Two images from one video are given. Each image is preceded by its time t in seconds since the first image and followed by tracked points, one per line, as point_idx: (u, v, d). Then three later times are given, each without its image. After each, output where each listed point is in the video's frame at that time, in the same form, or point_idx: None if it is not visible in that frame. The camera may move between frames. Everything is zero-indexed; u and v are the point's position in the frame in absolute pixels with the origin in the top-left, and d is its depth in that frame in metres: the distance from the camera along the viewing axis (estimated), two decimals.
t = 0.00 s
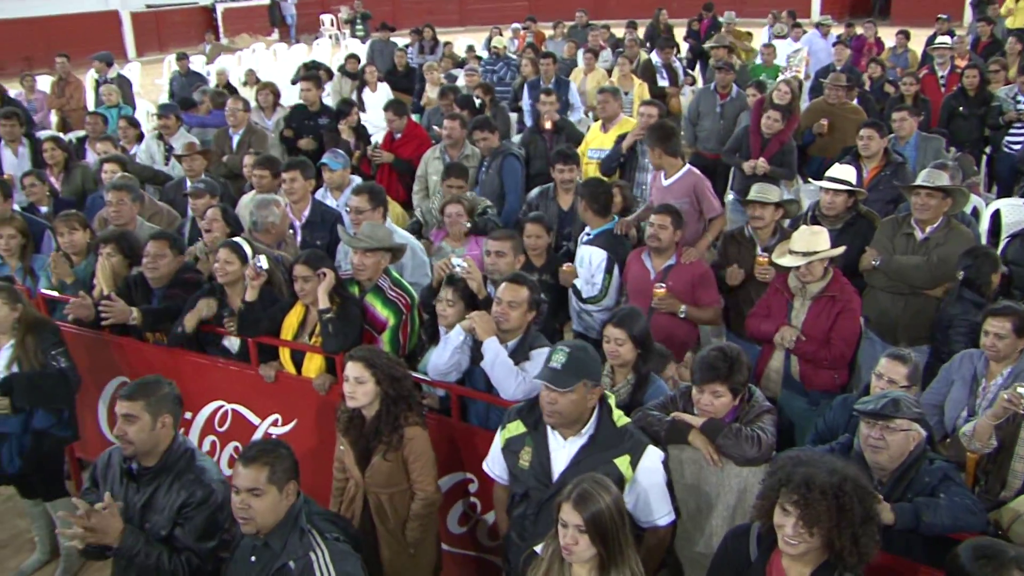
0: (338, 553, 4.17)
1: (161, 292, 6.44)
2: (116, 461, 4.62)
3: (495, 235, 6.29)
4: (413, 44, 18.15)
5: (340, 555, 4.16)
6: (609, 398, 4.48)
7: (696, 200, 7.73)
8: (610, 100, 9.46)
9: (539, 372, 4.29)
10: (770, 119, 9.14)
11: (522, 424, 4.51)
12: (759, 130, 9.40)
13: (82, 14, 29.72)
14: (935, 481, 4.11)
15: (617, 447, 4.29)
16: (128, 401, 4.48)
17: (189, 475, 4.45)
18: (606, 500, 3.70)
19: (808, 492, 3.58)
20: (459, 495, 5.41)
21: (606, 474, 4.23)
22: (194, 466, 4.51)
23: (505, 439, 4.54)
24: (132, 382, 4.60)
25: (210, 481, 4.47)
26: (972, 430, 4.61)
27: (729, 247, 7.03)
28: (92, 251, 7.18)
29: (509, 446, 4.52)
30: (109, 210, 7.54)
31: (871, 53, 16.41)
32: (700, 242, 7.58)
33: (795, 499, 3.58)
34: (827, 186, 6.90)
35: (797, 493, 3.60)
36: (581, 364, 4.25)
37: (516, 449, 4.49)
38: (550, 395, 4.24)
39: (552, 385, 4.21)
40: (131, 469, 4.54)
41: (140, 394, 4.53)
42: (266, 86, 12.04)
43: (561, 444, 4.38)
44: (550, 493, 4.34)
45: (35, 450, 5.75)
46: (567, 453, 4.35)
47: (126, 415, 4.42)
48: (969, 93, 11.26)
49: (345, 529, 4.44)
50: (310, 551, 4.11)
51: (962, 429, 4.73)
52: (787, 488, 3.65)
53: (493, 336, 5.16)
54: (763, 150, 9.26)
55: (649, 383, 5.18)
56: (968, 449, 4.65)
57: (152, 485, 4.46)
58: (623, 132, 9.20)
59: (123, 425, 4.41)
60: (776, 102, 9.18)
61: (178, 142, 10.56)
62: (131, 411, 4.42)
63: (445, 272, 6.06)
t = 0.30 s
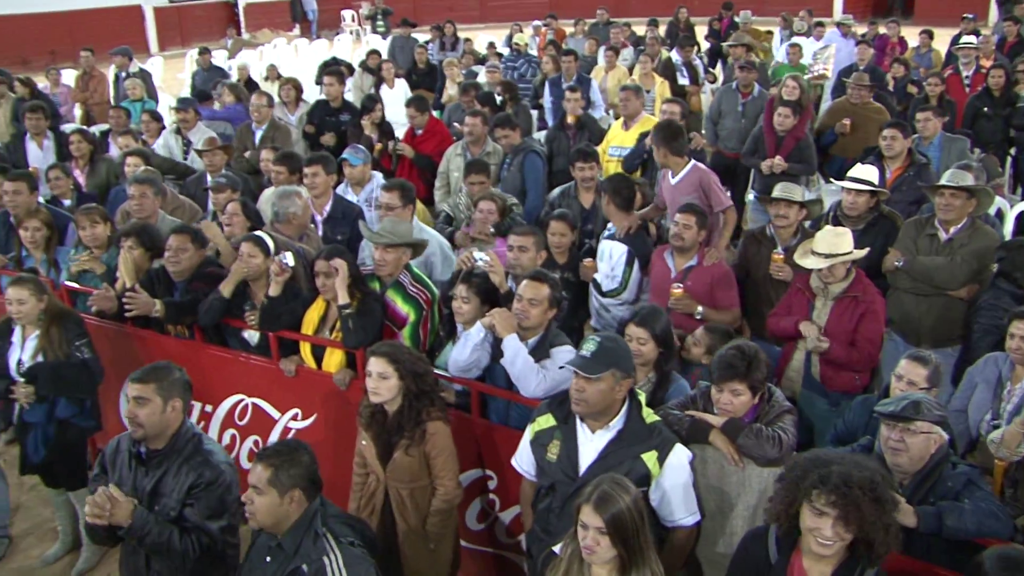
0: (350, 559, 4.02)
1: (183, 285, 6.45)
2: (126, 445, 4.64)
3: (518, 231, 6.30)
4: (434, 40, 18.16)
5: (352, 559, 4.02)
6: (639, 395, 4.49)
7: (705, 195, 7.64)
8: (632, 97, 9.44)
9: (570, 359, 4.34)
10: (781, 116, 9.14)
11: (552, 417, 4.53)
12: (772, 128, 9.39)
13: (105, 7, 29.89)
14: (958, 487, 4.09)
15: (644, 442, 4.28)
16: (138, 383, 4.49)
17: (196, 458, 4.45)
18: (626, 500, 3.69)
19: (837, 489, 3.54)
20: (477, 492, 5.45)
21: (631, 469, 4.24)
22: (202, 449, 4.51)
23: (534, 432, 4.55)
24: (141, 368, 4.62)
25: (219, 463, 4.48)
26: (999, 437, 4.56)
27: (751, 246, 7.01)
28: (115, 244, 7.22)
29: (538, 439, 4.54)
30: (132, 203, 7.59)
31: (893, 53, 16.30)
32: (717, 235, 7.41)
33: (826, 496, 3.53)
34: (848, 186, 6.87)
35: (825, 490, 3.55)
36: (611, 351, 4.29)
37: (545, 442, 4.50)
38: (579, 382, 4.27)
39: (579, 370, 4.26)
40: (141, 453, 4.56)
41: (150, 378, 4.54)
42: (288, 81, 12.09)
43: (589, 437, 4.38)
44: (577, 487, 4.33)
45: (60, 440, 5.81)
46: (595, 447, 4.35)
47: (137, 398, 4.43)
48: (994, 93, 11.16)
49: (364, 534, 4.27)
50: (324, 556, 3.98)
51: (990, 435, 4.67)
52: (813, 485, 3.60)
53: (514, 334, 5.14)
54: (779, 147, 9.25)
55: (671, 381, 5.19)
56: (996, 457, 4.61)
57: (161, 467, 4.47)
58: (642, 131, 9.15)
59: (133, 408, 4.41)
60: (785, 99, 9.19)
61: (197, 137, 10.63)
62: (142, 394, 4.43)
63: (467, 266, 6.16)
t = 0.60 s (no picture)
0: (361, 568, 3.78)
1: (211, 277, 6.49)
2: (133, 431, 4.60)
3: (544, 227, 6.28)
4: (461, 37, 18.16)
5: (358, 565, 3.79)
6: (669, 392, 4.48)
7: (708, 195, 7.50)
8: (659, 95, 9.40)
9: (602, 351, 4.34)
10: (791, 115, 9.11)
11: (582, 412, 4.52)
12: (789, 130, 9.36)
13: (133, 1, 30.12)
14: (988, 492, 4.03)
15: (674, 439, 4.27)
16: (146, 370, 4.46)
17: (200, 444, 4.40)
18: (650, 500, 3.66)
19: (873, 489, 3.49)
20: (501, 488, 5.47)
21: (659, 466, 4.22)
22: (205, 436, 4.46)
23: (564, 427, 4.54)
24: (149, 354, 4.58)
25: (221, 449, 4.42)
26: None
27: (777, 245, 6.96)
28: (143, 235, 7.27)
29: (568, 432, 4.53)
30: (160, 195, 7.65)
31: (924, 52, 16.13)
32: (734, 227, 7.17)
33: (863, 496, 3.48)
34: (879, 187, 6.80)
35: (860, 489, 3.50)
36: (643, 345, 4.30)
37: (574, 437, 4.49)
38: (610, 374, 4.27)
39: (611, 361, 4.26)
40: (146, 438, 4.52)
41: (160, 364, 4.51)
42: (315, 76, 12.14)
43: (618, 432, 4.36)
44: (606, 482, 4.31)
45: (90, 430, 5.89)
46: (624, 442, 4.33)
47: (144, 384, 4.39)
48: None
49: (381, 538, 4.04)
50: (332, 558, 3.78)
51: None
52: (846, 483, 3.54)
53: (540, 330, 5.13)
54: (797, 144, 9.19)
55: (698, 379, 5.19)
56: None
57: (165, 453, 4.42)
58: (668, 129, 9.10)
59: (139, 395, 4.37)
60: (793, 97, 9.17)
61: (226, 130, 10.74)
62: (149, 380, 4.39)
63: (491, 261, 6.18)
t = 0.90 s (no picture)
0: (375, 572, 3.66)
1: (242, 274, 6.53)
2: (163, 426, 4.62)
3: (572, 223, 6.25)
4: (488, 33, 18.15)
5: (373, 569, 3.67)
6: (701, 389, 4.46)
7: (725, 189, 7.31)
8: (689, 91, 9.36)
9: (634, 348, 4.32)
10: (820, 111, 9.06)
11: (614, 408, 4.51)
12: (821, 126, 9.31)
13: None
14: None
15: (705, 435, 4.24)
16: (177, 365, 4.49)
17: (230, 437, 4.41)
18: (681, 494, 3.59)
19: (907, 489, 3.42)
20: (531, 484, 5.47)
21: (690, 462, 4.20)
22: (234, 428, 4.46)
23: (596, 422, 4.54)
24: (178, 350, 4.61)
25: (251, 442, 4.43)
26: None
27: (806, 242, 6.91)
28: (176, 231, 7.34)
29: (600, 428, 4.53)
30: (192, 192, 7.71)
31: (957, 47, 15.91)
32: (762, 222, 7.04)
33: (896, 495, 3.42)
34: (910, 183, 6.77)
35: (894, 488, 3.43)
36: (675, 343, 4.26)
37: (606, 432, 4.49)
38: (642, 370, 4.24)
39: (643, 357, 4.24)
40: (175, 432, 4.53)
41: (190, 359, 4.53)
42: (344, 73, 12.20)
43: (649, 429, 4.35)
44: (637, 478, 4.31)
45: (124, 424, 5.96)
46: (655, 438, 4.31)
47: (176, 380, 4.42)
48: None
49: (407, 544, 3.86)
50: (346, 558, 3.71)
51: None
52: (878, 483, 3.46)
53: (571, 326, 5.13)
54: (829, 141, 9.11)
55: (730, 377, 5.17)
56: None
57: (195, 447, 4.43)
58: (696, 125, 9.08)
59: (172, 390, 4.40)
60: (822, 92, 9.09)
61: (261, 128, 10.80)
62: (180, 375, 4.42)
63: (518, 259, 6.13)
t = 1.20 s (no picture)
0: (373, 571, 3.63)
1: (267, 271, 6.56)
2: (196, 426, 4.63)
3: (596, 221, 6.23)
4: (512, 30, 18.13)
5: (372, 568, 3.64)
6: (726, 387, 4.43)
7: (748, 181, 7.28)
8: (714, 87, 9.31)
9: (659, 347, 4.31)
10: (858, 107, 8.98)
11: (638, 404, 4.49)
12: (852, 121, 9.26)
13: None
14: None
15: (730, 433, 4.21)
16: (218, 366, 4.53)
17: (267, 440, 4.43)
18: (706, 491, 3.58)
19: (935, 491, 3.36)
20: (554, 482, 5.47)
21: (714, 460, 4.17)
22: (272, 431, 4.49)
23: (620, 420, 4.53)
24: (218, 350, 4.65)
25: (288, 445, 4.45)
26: None
27: (832, 240, 6.86)
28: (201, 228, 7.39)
29: (624, 425, 4.51)
30: (218, 188, 7.75)
31: (984, 42, 15.71)
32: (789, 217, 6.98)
33: (923, 496, 3.36)
34: (939, 180, 6.67)
35: (920, 490, 3.37)
36: (701, 341, 4.24)
37: (630, 429, 4.47)
38: (665, 368, 4.23)
39: (666, 356, 4.22)
40: (211, 433, 4.56)
41: (226, 360, 4.56)
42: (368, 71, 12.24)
43: (674, 427, 4.33)
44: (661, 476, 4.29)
45: (149, 420, 6.00)
46: (680, 437, 4.29)
47: (217, 381, 4.46)
48: None
49: (419, 546, 3.84)
50: (348, 552, 3.70)
51: None
52: (904, 484, 3.40)
53: (596, 323, 5.12)
54: (861, 138, 9.12)
55: (756, 375, 5.13)
56: None
57: (231, 449, 4.46)
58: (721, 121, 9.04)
59: (213, 391, 4.44)
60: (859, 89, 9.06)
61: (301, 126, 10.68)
62: (222, 377, 4.47)
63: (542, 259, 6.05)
